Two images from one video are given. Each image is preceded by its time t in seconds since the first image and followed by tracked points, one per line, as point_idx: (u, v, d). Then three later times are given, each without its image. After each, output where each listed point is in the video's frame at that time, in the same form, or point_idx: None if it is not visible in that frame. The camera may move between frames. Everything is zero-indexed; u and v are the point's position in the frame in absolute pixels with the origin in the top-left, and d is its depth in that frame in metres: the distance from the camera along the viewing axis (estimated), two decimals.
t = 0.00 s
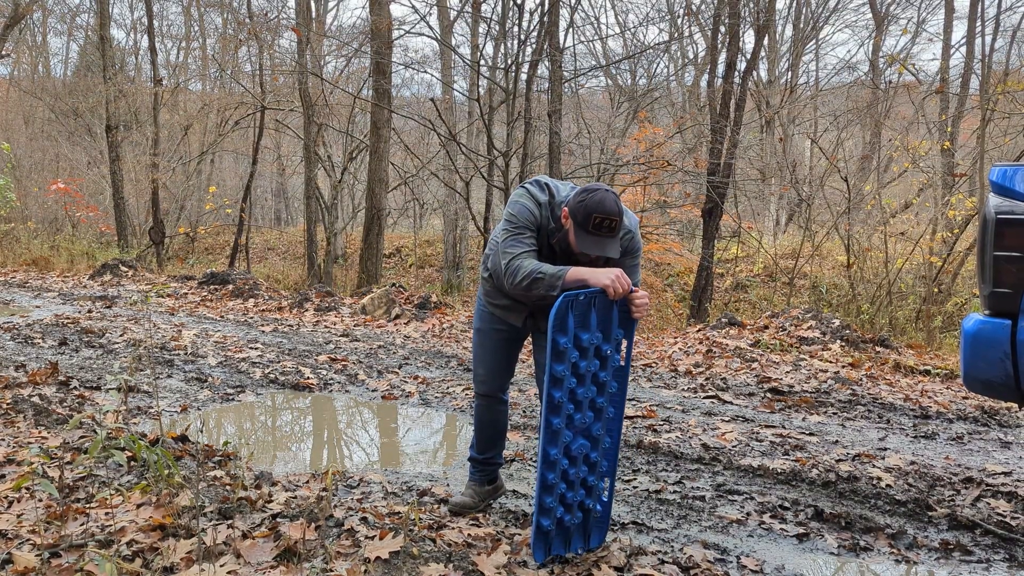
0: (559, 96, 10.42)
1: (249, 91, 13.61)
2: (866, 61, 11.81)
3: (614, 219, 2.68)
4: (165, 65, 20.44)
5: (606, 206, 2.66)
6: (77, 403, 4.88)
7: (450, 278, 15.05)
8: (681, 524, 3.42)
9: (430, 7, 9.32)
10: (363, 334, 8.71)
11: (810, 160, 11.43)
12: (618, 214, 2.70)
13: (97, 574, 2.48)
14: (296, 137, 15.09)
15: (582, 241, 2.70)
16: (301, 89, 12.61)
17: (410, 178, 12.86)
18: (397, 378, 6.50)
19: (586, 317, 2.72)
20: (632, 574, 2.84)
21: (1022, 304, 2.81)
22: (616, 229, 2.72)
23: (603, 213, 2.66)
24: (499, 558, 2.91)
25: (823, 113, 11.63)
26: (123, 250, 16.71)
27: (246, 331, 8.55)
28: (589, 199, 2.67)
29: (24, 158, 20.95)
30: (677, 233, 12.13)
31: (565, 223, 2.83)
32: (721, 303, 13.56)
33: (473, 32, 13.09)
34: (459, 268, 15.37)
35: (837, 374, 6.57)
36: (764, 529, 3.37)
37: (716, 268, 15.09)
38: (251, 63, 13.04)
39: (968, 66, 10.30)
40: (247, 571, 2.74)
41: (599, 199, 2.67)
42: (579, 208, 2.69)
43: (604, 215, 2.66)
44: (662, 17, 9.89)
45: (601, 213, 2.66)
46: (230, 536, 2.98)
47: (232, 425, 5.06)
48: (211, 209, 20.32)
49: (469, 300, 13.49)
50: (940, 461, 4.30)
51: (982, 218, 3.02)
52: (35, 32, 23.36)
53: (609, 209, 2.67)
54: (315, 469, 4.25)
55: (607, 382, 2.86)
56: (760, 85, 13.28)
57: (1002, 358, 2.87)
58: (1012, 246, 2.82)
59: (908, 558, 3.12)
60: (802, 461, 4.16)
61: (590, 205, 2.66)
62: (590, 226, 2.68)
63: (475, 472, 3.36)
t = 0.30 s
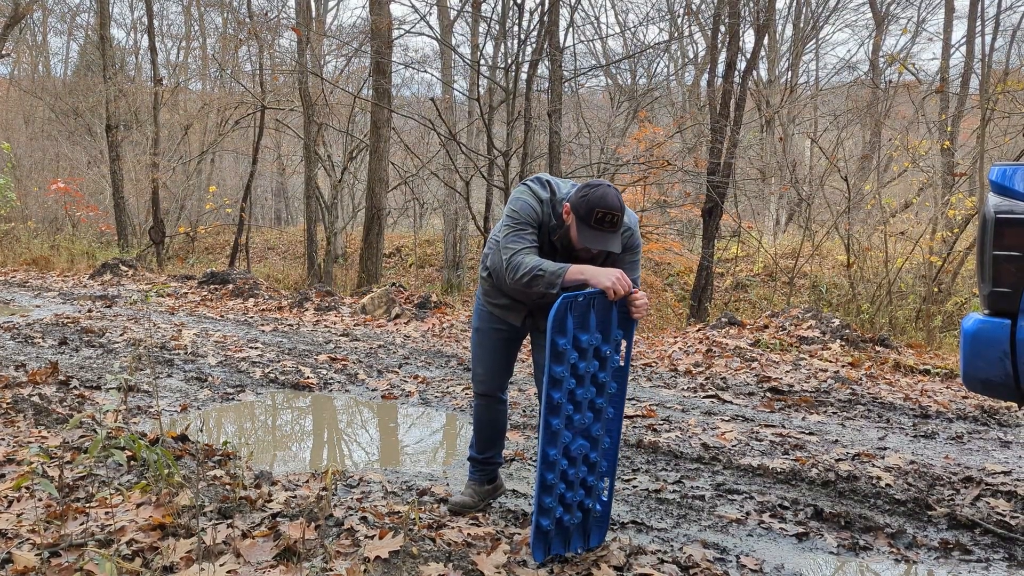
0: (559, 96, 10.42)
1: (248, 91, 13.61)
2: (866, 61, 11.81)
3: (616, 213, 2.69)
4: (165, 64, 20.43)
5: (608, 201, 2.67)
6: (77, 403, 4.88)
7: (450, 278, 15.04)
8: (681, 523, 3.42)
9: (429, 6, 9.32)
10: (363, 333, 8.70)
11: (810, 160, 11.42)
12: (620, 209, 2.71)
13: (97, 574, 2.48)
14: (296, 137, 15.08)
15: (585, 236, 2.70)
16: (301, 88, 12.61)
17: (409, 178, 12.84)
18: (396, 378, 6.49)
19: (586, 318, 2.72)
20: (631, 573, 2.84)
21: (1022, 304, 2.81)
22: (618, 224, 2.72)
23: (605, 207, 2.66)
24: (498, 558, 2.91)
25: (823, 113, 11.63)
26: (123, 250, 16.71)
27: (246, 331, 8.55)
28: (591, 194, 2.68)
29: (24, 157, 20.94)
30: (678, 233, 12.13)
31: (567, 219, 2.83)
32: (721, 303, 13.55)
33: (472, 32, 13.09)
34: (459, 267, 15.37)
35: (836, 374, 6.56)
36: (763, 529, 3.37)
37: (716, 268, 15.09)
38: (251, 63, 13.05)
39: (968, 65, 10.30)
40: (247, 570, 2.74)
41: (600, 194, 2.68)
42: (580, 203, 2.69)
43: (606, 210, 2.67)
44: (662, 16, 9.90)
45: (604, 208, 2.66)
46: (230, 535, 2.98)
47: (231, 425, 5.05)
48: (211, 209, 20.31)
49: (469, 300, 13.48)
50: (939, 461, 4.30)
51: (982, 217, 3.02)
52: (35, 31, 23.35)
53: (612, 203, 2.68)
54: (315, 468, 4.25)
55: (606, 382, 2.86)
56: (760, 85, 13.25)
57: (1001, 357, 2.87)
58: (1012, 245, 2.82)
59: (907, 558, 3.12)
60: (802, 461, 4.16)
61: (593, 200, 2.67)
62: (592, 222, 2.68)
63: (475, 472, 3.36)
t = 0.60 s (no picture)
0: (558, 96, 10.42)
1: (248, 91, 13.62)
2: (866, 61, 11.82)
3: (619, 212, 2.70)
4: (165, 64, 20.42)
5: (610, 200, 2.68)
6: (76, 403, 4.89)
7: (450, 278, 15.05)
8: (681, 523, 3.42)
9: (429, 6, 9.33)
10: (362, 333, 8.70)
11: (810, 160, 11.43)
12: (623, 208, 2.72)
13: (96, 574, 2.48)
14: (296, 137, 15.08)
15: (587, 235, 2.70)
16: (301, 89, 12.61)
17: (409, 178, 12.84)
18: (396, 378, 6.49)
19: (586, 318, 2.72)
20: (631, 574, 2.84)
21: (1022, 304, 2.81)
22: (620, 224, 2.73)
23: (607, 205, 2.67)
24: (498, 558, 2.91)
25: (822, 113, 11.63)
26: (123, 250, 16.71)
27: (246, 331, 8.55)
28: (594, 192, 2.69)
29: (23, 157, 20.94)
30: (677, 233, 12.14)
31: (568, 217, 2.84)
32: (720, 303, 13.55)
33: (472, 32, 13.09)
34: (459, 268, 15.38)
35: (836, 374, 6.57)
36: (763, 529, 3.37)
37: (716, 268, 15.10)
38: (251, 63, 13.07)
39: (968, 66, 10.30)
40: (246, 570, 2.74)
41: (603, 192, 2.69)
42: (583, 201, 2.70)
43: (609, 208, 2.67)
44: (662, 17, 9.90)
45: (606, 206, 2.67)
46: (229, 536, 2.98)
47: (232, 425, 5.06)
48: (210, 209, 20.32)
49: (468, 300, 13.48)
50: (939, 461, 4.30)
51: (981, 218, 3.02)
52: (35, 32, 23.34)
53: (614, 202, 2.68)
54: (315, 469, 4.25)
55: (606, 382, 2.86)
56: (760, 85, 13.24)
57: (1000, 358, 2.87)
58: (1011, 246, 2.82)
59: (907, 558, 3.12)
60: (801, 461, 4.16)
61: (595, 198, 2.67)
62: (595, 220, 2.68)
63: (475, 472, 3.36)
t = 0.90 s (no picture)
0: (558, 96, 10.43)
1: (248, 91, 13.62)
2: (865, 61, 11.82)
3: (620, 206, 2.68)
4: (165, 64, 20.42)
5: (612, 192, 2.67)
6: (76, 403, 4.89)
7: (450, 278, 15.04)
8: (679, 523, 3.42)
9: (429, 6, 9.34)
10: (362, 333, 8.70)
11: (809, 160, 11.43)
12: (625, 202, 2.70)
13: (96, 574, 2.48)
14: (296, 137, 15.06)
15: (588, 229, 2.70)
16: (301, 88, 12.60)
17: (409, 177, 12.82)
18: (396, 378, 6.49)
19: (584, 316, 2.73)
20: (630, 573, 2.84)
21: (1021, 303, 2.81)
22: (622, 217, 2.72)
23: (609, 198, 2.66)
24: (497, 558, 2.91)
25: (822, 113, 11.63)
26: (123, 250, 16.70)
27: (245, 331, 8.54)
28: (596, 185, 2.68)
29: (23, 157, 20.93)
30: (677, 233, 12.13)
31: (569, 211, 2.83)
32: (720, 303, 13.55)
33: (472, 32, 13.11)
34: (459, 267, 15.40)
35: (835, 374, 6.56)
36: (762, 529, 3.36)
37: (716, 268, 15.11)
38: (251, 63, 13.07)
39: (967, 65, 10.30)
40: (246, 570, 2.74)
41: (604, 185, 2.68)
42: (585, 194, 2.69)
43: (610, 202, 2.66)
44: (662, 16, 9.90)
45: (608, 200, 2.66)
46: (228, 535, 2.98)
47: (231, 425, 5.05)
48: (210, 209, 20.32)
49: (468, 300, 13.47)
50: (938, 461, 4.29)
51: (980, 217, 3.02)
52: (34, 32, 23.33)
53: (616, 195, 2.67)
54: (314, 468, 4.25)
55: (604, 380, 2.86)
56: (760, 85, 13.24)
57: (1000, 357, 2.87)
58: (1010, 245, 2.81)
59: (906, 558, 3.12)
60: (801, 461, 4.15)
61: (597, 191, 2.67)
62: (596, 213, 2.68)
63: (474, 472, 3.36)
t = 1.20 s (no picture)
0: (558, 96, 10.43)
1: (248, 91, 13.63)
2: (865, 61, 11.83)
3: (624, 186, 2.68)
4: (164, 64, 20.42)
5: (615, 173, 2.66)
6: (75, 403, 4.89)
7: (450, 278, 15.05)
8: (679, 523, 3.42)
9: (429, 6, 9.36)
10: (361, 333, 8.70)
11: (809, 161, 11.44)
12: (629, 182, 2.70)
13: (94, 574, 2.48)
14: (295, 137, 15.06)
15: (588, 210, 2.71)
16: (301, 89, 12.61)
17: (408, 178, 12.81)
18: (395, 378, 6.49)
19: (566, 302, 2.78)
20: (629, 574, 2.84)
21: (1021, 303, 2.81)
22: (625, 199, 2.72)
23: (612, 179, 2.66)
24: (496, 558, 2.91)
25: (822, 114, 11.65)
26: (122, 250, 16.70)
27: (245, 331, 8.55)
28: (599, 165, 2.68)
29: (23, 157, 20.93)
30: (677, 233, 12.13)
31: (571, 190, 2.83)
32: (720, 303, 13.55)
33: (472, 32, 13.12)
34: (459, 267, 15.40)
35: (834, 374, 6.56)
36: (761, 529, 3.36)
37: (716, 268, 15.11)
38: (251, 63, 13.09)
39: (967, 66, 10.31)
40: (245, 570, 2.74)
41: (607, 166, 2.67)
42: (588, 173, 2.69)
43: (614, 182, 2.66)
44: (661, 17, 9.92)
45: (610, 180, 2.66)
46: (227, 536, 2.98)
47: (230, 425, 5.06)
48: (210, 210, 20.33)
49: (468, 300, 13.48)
50: (937, 461, 4.29)
51: (980, 217, 3.03)
52: (33, 31, 23.33)
53: (619, 175, 2.67)
54: (314, 469, 4.25)
55: (590, 367, 2.89)
56: (760, 85, 13.24)
57: (999, 357, 2.87)
58: (1010, 245, 2.81)
59: (905, 558, 3.12)
60: (800, 461, 4.15)
61: (600, 170, 2.67)
62: (598, 193, 2.68)
63: (473, 472, 3.36)
